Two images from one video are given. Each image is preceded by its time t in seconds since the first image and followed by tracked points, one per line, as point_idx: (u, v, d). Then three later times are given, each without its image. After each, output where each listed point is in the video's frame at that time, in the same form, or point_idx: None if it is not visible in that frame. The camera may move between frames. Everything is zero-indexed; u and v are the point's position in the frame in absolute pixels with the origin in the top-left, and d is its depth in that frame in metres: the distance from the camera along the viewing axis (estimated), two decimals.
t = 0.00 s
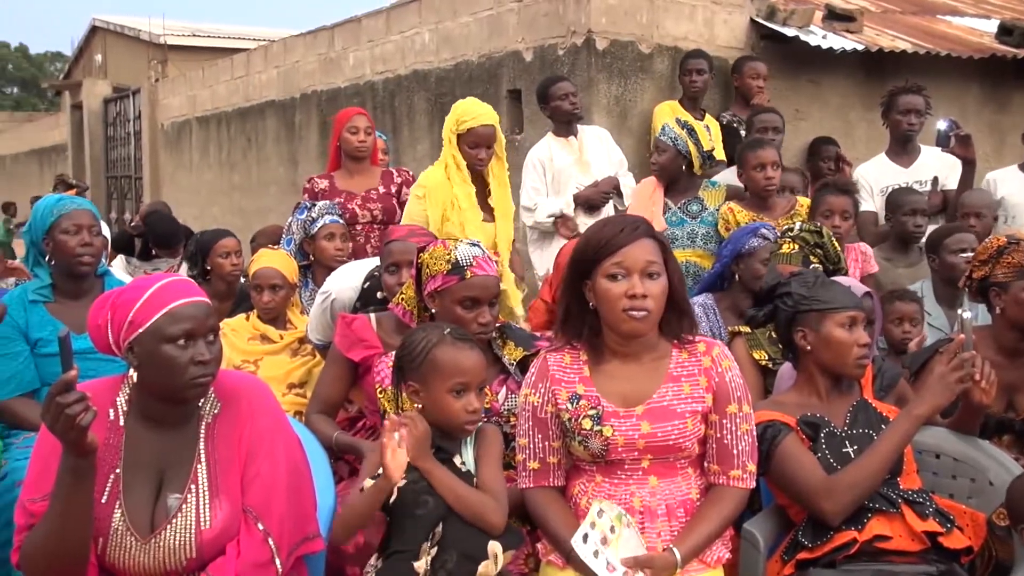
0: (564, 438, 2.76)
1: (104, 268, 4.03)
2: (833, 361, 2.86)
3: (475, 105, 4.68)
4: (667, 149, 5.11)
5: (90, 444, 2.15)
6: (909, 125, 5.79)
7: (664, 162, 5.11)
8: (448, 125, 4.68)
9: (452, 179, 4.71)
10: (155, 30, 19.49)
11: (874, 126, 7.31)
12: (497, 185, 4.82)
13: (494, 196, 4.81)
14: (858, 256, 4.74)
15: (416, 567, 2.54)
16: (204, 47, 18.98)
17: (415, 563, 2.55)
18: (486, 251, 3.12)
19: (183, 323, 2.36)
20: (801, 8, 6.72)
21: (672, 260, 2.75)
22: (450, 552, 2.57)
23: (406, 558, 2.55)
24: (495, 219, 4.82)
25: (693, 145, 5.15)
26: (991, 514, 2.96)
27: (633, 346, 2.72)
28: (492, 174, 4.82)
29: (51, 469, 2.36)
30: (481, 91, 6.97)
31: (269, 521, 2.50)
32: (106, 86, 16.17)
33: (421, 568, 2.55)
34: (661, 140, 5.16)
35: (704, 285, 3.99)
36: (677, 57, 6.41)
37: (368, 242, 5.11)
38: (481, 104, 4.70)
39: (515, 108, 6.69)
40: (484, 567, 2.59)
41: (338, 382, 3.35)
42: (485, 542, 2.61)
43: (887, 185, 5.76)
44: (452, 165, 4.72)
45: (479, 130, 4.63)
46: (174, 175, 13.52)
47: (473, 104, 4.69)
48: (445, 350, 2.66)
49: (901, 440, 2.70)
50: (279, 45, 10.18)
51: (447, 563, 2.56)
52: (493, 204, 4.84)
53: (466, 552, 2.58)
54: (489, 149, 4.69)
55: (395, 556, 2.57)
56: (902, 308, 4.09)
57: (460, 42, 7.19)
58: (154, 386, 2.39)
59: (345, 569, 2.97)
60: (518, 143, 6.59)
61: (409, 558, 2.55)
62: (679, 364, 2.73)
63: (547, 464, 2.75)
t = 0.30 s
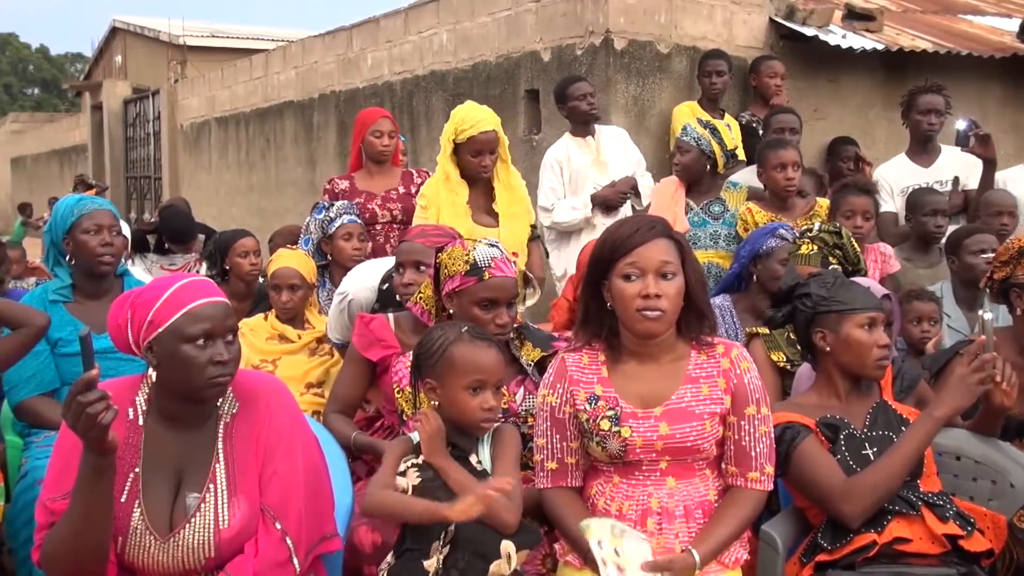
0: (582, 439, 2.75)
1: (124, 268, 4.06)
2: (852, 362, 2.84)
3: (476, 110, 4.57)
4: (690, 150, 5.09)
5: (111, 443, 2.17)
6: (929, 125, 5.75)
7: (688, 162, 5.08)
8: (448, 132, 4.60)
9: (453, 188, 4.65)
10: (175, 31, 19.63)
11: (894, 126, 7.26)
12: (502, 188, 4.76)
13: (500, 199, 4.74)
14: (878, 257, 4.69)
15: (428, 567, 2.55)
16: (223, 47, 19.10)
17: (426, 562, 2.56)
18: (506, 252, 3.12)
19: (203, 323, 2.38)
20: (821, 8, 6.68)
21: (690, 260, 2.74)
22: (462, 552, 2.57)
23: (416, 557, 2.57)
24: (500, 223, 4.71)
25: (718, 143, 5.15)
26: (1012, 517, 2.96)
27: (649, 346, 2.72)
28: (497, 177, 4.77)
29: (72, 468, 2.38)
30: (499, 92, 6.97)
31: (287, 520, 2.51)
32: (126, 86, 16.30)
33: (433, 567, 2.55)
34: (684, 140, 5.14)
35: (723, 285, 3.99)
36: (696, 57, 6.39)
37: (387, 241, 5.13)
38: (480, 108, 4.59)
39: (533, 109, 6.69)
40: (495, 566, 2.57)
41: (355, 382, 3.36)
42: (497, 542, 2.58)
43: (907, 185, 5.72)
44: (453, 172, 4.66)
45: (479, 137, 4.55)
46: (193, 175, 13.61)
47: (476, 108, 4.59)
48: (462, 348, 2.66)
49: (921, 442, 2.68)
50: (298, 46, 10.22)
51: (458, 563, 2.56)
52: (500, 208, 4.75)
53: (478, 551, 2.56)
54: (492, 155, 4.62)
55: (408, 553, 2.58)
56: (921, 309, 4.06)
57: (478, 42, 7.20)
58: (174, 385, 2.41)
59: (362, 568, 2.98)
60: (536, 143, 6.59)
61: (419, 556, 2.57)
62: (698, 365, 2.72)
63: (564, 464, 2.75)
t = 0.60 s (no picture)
0: (599, 440, 2.75)
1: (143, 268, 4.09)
2: (871, 363, 2.83)
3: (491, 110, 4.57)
4: (714, 153, 4.97)
5: (136, 443, 2.19)
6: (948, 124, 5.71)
7: (714, 166, 4.98)
8: (462, 132, 4.62)
9: (468, 188, 4.67)
10: (193, 32, 19.76)
11: (913, 125, 7.21)
12: (515, 187, 4.73)
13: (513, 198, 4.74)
14: (900, 260, 4.65)
15: (472, 567, 2.56)
16: (241, 48, 19.22)
17: (471, 562, 2.56)
18: (524, 253, 3.12)
19: (225, 329, 2.39)
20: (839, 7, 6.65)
21: (708, 261, 2.73)
22: (503, 551, 2.58)
23: (459, 557, 2.57)
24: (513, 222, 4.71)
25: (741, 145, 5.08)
26: None
27: (667, 347, 2.71)
28: (512, 177, 4.74)
29: (93, 468, 2.40)
30: (516, 92, 6.98)
31: (304, 520, 2.53)
32: (145, 88, 16.43)
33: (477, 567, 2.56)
34: (704, 143, 5.00)
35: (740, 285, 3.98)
36: (713, 57, 6.37)
37: (406, 241, 5.13)
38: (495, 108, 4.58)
39: (550, 109, 6.69)
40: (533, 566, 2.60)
41: (372, 382, 3.37)
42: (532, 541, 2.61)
43: (926, 185, 5.68)
44: (468, 172, 4.67)
45: (490, 138, 4.54)
46: (211, 176, 13.70)
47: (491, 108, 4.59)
48: (482, 347, 2.67)
49: (941, 443, 2.66)
50: (316, 47, 10.26)
51: (499, 562, 2.57)
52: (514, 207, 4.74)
53: (517, 549, 2.59)
54: (506, 155, 4.61)
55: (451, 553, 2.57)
56: (941, 310, 4.02)
57: (495, 42, 7.20)
58: (195, 386, 2.43)
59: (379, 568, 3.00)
60: (552, 143, 6.60)
61: (463, 557, 2.57)
62: (715, 366, 2.71)
63: (582, 465, 2.76)
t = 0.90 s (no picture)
0: (617, 441, 2.75)
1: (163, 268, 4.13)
2: (890, 364, 2.81)
3: (547, 119, 4.38)
4: (732, 154, 4.99)
5: (156, 443, 2.20)
6: (969, 124, 5.66)
7: (731, 166, 4.99)
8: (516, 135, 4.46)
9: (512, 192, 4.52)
10: (212, 33, 19.87)
11: (932, 125, 7.16)
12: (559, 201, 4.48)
13: (553, 213, 4.46)
14: (924, 260, 4.58)
15: (494, 562, 2.53)
16: (260, 49, 19.32)
17: (493, 556, 2.53)
18: (542, 253, 3.13)
19: (230, 332, 2.38)
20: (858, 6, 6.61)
21: (727, 262, 2.72)
22: (521, 548, 2.56)
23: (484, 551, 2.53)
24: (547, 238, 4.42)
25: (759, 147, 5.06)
26: None
27: (684, 348, 2.71)
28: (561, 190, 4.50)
29: (112, 466, 2.42)
30: (533, 92, 6.98)
31: (322, 520, 2.54)
32: (164, 88, 16.55)
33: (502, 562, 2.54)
34: (722, 144, 5.02)
35: (757, 286, 3.96)
36: (731, 57, 6.35)
37: (423, 242, 5.13)
38: (555, 117, 4.40)
39: (568, 109, 6.69)
40: (550, 566, 2.57)
41: (389, 382, 3.38)
42: (551, 540, 2.61)
43: (946, 185, 5.64)
44: (515, 177, 4.52)
45: (540, 147, 4.37)
46: (230, 176, 13.77)
47: (549, 115, 4.40)
48: (505, 350, 2.67)
49: (961, 445, 2.64)
50: (333, 47, 10.30)
51: (517, 559, 2.55)
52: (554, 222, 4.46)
53: (536, 548, 2.57)
54: (554, 167, 4.42)
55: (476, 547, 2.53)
56: (961, 313, 3.99)
57: (513, 42, 7.21)
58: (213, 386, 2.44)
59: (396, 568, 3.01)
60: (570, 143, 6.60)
61: (487, 550, 2.53)
62: (733, 367, 2.70)
63: (599, 466, 2.75)
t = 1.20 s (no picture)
0: (635, 441, 2.75)
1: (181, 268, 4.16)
2: (910, 366, 2.80)
3: (606, 130, 4.49)
4: (747, 154, 4.99)
5: (176, 442, 2.22)
6: (991, 124, 5.61)
7: (746, 167, 5.00)
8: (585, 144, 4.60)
9: (586, 198, 4.70)
10: (231, 34, 19.99)
11: (953, 125, 7.11)
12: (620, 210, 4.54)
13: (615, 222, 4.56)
14: (941, 258, 4.55)
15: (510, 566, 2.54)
16: (279, 50, 19.41)
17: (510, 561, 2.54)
18: (560, 253, 3.13)
19: (238, 334, 2.35)
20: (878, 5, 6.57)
21: (745, 263, 2.71)
22: (537, 550, 2.56)
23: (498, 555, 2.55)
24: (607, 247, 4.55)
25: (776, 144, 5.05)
26: None
27: (702, 350, 2.70)
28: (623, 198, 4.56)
29: (131, 466, 2.45)
30: (551, 93, 6.98)
31: (340, 519, 2.56)
32: (183, 89, 16.67)
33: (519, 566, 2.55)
34: (737, 144, 5.02)
35: (777, 285, 3.95)
36: (750, 57, 6.33)
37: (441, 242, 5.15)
38: (613, 126, 4.48)
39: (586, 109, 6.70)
40: (569, 565, 2.57)
41: (406, 382, 3.40)
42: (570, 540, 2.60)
43: (966, 185, 5.59)
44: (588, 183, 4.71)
45: (597, 156, 4.51)
46: (249, 176, 13.85)
47: (611, 126, 4.49)
48: (513, 351, 2.67)
49: (982, 446, 2.62)
50: (351, 48, 10.34)
51: (534, 561, 2.55)
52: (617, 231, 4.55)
53: (552, 549, 2.57)
54: (609, 177, 4.53)
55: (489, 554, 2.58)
56: (981, 314, 3.95)
57: (531, 43, 7.21)
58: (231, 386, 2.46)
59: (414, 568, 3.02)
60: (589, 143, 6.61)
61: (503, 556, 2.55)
62: (751, 368, 2.70)
63: (617, 467, 2.75)
